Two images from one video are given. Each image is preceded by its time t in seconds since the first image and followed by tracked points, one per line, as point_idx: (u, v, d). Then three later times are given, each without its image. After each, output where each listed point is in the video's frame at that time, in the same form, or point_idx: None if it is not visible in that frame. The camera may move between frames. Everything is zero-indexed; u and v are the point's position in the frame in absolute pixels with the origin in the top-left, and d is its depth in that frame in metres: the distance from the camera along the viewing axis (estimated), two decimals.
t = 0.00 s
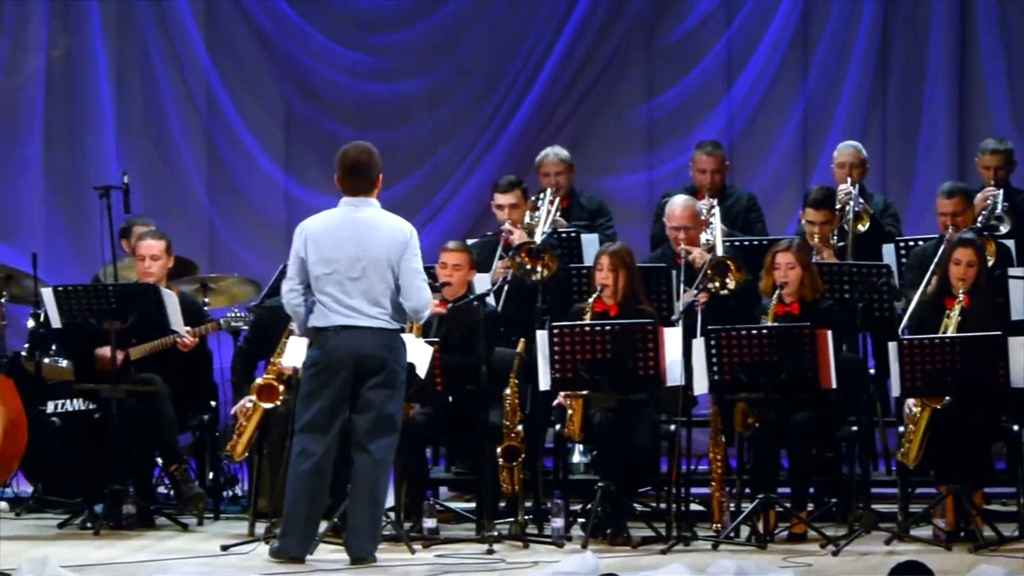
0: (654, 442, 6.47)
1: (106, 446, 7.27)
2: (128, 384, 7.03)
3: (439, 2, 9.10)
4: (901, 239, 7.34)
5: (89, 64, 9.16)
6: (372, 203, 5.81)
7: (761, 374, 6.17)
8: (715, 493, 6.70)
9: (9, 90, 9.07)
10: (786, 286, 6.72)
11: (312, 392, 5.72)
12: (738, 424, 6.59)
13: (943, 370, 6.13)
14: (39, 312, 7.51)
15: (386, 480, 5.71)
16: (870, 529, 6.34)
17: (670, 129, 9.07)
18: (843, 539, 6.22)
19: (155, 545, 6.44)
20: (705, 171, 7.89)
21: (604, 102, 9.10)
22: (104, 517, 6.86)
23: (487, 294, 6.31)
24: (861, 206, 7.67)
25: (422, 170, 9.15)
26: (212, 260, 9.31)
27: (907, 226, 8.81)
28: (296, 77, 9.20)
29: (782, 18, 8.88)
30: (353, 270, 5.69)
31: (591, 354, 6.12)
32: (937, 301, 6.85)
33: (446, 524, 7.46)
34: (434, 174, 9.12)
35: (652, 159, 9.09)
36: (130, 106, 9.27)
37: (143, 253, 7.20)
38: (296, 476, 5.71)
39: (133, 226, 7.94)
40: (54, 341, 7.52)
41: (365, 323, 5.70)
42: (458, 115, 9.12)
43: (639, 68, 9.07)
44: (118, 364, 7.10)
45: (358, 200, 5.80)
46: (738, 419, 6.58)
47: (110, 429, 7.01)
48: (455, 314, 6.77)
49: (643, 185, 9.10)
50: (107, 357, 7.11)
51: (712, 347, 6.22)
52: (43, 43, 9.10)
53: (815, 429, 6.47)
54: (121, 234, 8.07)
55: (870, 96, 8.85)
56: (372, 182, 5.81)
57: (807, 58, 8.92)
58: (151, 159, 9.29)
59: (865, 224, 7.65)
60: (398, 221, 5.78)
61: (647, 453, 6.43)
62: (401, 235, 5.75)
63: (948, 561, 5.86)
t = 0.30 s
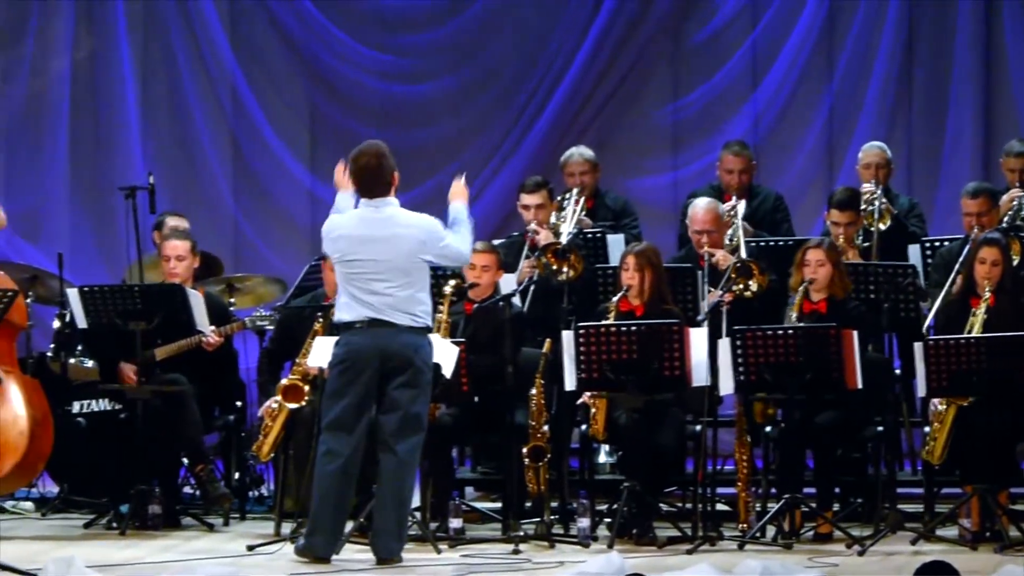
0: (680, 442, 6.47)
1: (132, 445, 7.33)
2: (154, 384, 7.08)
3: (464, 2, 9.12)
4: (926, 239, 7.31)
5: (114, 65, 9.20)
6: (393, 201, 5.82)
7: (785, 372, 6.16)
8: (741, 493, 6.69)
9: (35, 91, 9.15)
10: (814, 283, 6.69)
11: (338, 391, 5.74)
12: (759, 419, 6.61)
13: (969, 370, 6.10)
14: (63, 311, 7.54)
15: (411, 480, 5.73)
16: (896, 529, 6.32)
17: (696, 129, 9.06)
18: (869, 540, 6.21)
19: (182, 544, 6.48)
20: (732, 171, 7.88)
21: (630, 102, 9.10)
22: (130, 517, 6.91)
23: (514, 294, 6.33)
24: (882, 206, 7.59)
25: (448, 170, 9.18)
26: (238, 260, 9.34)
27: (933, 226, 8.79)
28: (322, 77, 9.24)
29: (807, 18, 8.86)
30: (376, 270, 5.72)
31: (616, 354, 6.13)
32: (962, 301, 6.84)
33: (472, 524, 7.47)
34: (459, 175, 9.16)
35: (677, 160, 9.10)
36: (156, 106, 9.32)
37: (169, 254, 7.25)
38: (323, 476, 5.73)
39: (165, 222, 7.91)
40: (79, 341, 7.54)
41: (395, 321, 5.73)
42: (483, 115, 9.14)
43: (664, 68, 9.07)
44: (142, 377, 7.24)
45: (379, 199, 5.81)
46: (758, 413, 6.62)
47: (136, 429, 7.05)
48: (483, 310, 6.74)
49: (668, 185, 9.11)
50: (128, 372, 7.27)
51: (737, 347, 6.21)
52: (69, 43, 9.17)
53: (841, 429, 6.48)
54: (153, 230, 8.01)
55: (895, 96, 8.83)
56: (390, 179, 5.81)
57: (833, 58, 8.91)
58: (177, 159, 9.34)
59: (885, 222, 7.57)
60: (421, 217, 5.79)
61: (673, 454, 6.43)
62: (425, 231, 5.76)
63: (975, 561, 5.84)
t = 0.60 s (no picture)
0: (703, 442, 6.46)
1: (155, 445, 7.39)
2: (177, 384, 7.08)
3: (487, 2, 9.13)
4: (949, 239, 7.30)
5: (137, 64, 9.23)
6: (416, 202, 5.84)
7: (807, 372, 6.16)
8: (764, 493, 6.67)
9: (56, 91, 9.16)
10: (841, 281, 6.66)
11: (360, 392, 5.76)
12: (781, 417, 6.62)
13: (991, 370, 6.09)
14: (87, 312, 7.59)
15: (433, 480, 5.75)
16: (918, 529, 6.30)
17: (719, 129, 9.05)
18: (891, 540, 6.19)
19: (204, 544, 6.51)
20: (757, 168, 7.86)
21: (653, 102, 9.10)
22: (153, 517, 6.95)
23: (536, 294, 6.33)
24: (906, 207, 7.59)
25: (472, 170, 9.21)
26: (262, 261, 9.36)
27: (956, 226, 8.76)
28: (346, 78, 9.27)
29: (830, 18, 8.85)
30: (397, 270, 5.73)
31: (638, 354, 6.13)
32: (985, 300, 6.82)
33: (495, 524, 7.48)
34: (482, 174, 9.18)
35: (701, 160, 9.09)
36: (179, 106, 9.35)
37: (191, 253, 7.28)
38: (345, 476, 5.75)
39: (191, 223, 7.92)
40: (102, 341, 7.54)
41: (417, 323, 5.74)
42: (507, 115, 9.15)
43: (687, 68, 9.06)
44: (167, 367, 7.22)
45: (401, 200, 5.83)
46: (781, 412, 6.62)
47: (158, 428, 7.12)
48: (505, 315, 6.92)
49: (691, 185, 9.10)
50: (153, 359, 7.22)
51: (760, 347, 6.18)
52: (91, 42, 9.20)
53: (863, 429, 6.46)
54: (178, 231, 8.03)
55: (918, 96, 8.82)
56: (414, 177, 5.83)
57: (856, 58, 8.89)
58: (200, 159, 9.37)
59: (909, 223, 7.57)
60: (442, 218, 5.81)
61: (696, 453, 6.42)
62: (447, 232, 5.78)
63: (999, 562, 5.82)
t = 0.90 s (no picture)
0: (731, 443, 6.45)
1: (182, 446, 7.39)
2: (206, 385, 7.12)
3: (514, 3, 9.14)
4: (978, 239, 7.24)
5: (166, 66, 9.29)
6: (446, 203, 5.90)
7: (836, 373, 6.13)
8: (792, 494, 6.66)
9: (84, 91, 9.28)
10: (870, 284, 6.67)
11: (389, 393, 5.79)
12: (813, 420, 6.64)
13: (1021, 370, 6.06)
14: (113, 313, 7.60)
15: (461, 481, 5.77)
16: (947, 530, 6.28)
17: (747, 130, 9.04)
18: (920, 541, 6.17)
19: (233, 545, 6.54)
20: (784, 171, 7.86)
21: (682, 103, 9.09)
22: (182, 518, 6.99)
23: (564, 294, 6.35)
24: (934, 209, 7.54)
25: (499, 171, 9.22)
26: (290, 261, 9.41)
27: (985, 226, 8.73)
28: (374, 79, 9.30)
29: (858, 18, 8.83)
30: (427, 267, 5.76)
31: (667, 355, 6.13)
32: (1014, 301, 6.80)
33: (522, 525, 7.49)
34: (510, 175, 9.20)
35: (729, 161, 9.08)
36: (207, 108, 9.41)
37: (219, 254, 7.32)
38: (373, 477, 5.78)
39: (216, 224, 7.99)
40: (130, 342, 7.54)
41: (443, 324, 5.76)
42: (535, 116, 9.17)
43: (715, 69, 9.05)
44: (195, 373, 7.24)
45: (433, 198, 5.89)
46: (813, 415, 6.64)
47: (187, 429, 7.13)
48: (534, 316, 6.95)
49: (719, 186, 9.09)
50: (180, 372, 7.28)
51: (788, 347, 6.18)
52: (120, 43, 9.27)
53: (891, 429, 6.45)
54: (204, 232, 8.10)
55: (946, 96, 8.78)
56: (447, 182, 5.92)
57: (884, 58, 8.87)
58: (228, 161, 9.43)
59: (935, 230, 7.52)
60: (472, 222, 5.87)
61: (724, 454, 6.42)
62: (476, 235, 5.84)
63: None
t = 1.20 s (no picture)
0: (758, 443, 6.44)
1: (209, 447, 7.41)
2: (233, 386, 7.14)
3: (542, 5, 9.16)
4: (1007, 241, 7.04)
5: (194, 68, 9.36)
6: (474, 204, 5.92)
7: (864, 375, 6.12)
8: (819, 495, 6.64)
9: (112, 93, 9.35)
10: (896, 288, 6.66)
11: (415, 394, 5.81)
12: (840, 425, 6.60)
13: None
14: (142, 313, 7.62)
15: (488, 482, 5.79)
16: (975, 531, 6.27)
17: (775, 131, 9.04)
18: (948, 542, 6.16)
19: (260, 546, 6.57)
20: (812, 172, 7.84)
21: (710, 104, 9.09)
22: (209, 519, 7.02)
23: (591, 296, 6.33)
24: (960, 213, 7.52)
25: (526, 173, 9.24)
26: (317, 262, 9.45)
27: (1013, 227, 8.69)
28: (401, 81, 9.33)
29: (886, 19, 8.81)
30: (454, 268, 5.78)
31: (695, 356, 6.13)
32: None
33: (551, 525, 7.50)
34: (538, 177, 9.21)
35: (756, 161, 9.07)
36: (235, 110, 9.46)
37: (247, 255, 7.35)
38: (400, 478, 5.80)
39: (240, 226, 8.05)
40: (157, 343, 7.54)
41: (470, 326, 5.78)
42: (562, 117, 9.18)
43: (743, 70, 9.04)
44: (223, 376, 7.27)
45: (461, 198, 5.91)
46: (840, 418, 6.60)
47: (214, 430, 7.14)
48: (562, 319, 6.96)
49: (747, 187, 9.08)
50: (208, 373, 7.30)
51: (815, 348, 6.18)
52: (147, 45, 9.33)
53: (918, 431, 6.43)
54: (229, 234, 8.15)
55: (974, 96, 8.75)
56: (476, 183, 5.94)
57: (912, 59, 8.85)
58: (256, 162, 9.47)
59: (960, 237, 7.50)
60: (499, 223, 5.89)
61: (751, 455, 6.41)
62: (503, 237, 5.86)
63: None
